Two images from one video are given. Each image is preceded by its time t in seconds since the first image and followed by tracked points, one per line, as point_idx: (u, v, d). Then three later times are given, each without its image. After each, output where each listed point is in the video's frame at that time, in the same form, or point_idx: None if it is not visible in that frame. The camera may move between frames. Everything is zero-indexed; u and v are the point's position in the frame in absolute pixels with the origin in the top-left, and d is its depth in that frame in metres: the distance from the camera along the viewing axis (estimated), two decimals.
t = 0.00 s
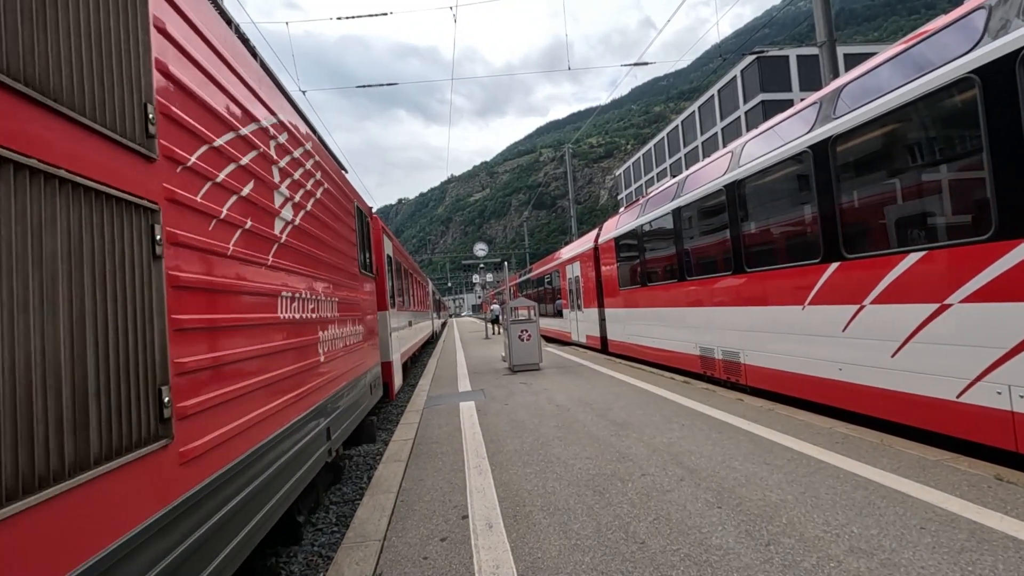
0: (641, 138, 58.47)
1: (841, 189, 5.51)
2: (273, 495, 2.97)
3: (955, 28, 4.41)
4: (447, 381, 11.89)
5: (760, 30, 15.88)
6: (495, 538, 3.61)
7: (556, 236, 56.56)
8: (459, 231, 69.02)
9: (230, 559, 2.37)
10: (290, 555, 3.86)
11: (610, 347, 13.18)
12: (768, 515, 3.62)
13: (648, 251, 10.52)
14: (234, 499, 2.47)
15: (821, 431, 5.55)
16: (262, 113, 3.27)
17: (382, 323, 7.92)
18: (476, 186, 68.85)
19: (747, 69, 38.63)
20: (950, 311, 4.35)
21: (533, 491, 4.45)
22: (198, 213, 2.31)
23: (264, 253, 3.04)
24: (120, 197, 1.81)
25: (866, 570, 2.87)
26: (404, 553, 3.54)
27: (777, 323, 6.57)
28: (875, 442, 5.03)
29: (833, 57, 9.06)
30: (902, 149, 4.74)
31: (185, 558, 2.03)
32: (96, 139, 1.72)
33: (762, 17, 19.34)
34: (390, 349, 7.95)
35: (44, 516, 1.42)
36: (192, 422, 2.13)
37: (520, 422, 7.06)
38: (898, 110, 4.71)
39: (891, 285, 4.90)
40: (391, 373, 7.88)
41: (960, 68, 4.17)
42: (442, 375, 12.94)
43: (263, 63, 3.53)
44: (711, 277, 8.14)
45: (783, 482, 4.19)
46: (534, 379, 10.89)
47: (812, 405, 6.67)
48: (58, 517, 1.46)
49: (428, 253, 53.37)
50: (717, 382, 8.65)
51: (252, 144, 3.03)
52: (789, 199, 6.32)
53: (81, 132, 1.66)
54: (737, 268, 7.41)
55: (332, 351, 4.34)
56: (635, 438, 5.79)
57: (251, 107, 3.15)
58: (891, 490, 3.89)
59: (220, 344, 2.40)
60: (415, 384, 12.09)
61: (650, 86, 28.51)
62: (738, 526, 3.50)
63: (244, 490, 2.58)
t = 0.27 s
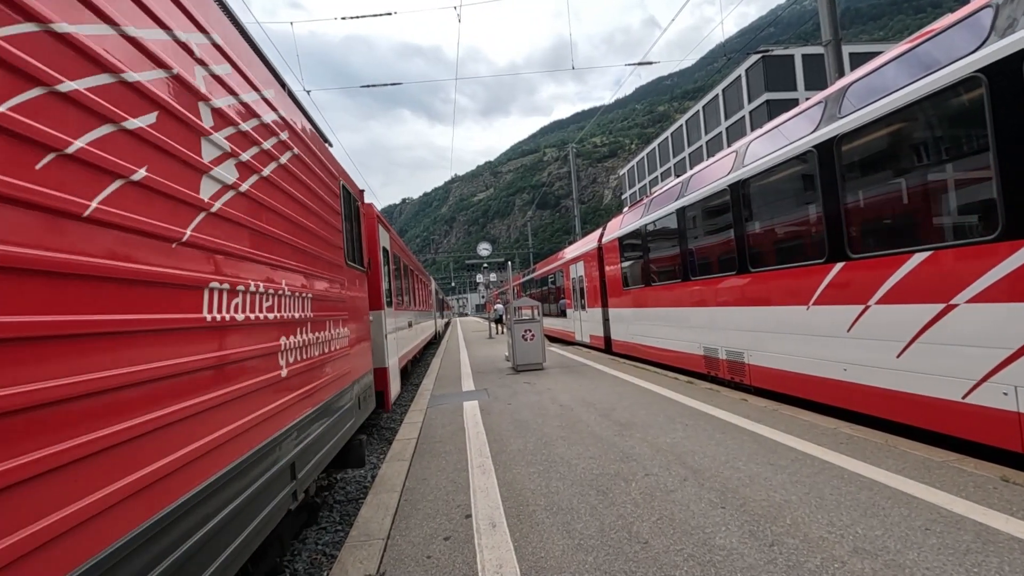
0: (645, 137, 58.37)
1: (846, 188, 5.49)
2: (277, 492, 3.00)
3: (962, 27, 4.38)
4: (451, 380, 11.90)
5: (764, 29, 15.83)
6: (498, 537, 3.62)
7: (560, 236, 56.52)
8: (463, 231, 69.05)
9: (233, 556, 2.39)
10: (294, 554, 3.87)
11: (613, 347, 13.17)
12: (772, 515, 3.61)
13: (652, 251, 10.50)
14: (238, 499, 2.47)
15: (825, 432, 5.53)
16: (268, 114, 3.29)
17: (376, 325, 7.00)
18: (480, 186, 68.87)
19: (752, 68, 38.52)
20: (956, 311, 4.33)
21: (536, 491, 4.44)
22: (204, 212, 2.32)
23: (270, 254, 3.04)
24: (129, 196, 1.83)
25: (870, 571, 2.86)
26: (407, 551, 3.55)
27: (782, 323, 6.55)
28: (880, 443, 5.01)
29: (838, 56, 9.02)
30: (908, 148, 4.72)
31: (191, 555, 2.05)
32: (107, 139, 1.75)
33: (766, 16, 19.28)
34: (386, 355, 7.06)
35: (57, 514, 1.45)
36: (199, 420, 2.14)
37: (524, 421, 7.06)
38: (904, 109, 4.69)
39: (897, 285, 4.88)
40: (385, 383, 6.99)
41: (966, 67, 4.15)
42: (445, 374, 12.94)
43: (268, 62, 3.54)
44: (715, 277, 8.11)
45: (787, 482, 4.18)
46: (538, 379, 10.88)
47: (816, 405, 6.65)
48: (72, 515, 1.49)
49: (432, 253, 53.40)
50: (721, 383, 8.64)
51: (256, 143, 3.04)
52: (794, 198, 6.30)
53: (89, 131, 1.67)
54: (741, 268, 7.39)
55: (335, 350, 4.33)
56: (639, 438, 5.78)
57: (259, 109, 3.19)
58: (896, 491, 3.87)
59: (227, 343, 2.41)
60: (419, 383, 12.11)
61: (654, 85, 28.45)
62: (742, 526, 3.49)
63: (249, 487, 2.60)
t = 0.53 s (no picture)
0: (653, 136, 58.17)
1: (856, 187, 5.45)
2: (285, 490, 3.01)
3: (974, 23, 4.34)
4: (458, 379, 11.92)
5: (774, 26, 15.72)
6: (506, 535, 3.63)
7: (567, 235, 56.46)
8: (470, 230, 69.10)
9: (237, 558, 2.40)
10: (303, 551, 3.91)
11: (621, 347, 13.14)
12: (780, 515, 3.60)
13: (660, 250, 10.47)
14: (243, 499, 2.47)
15: (834, 432, 5.49)
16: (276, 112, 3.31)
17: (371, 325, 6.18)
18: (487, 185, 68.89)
19: (761, 66, 38.29)
20: (967, 310, 4.29)
21: (544, 490, 4.45)
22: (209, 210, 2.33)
23: (277, 252, 3.06)
24: (133, 193, 1.85)
25: (880, 571, 2.85)
26: (415, 548, 3.57)
27: (790, 323, 6.51)
28: (890, 443, 4.98)
29: (848, 54, 8.94)
30: (919, 146, 4.68)
31: (194, 557, 2.05)
32: (113, 139, 1.77)
33: (776, 14, 19.16)
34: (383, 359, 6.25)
35: (56, 515, 1.46)
36: (200, 421, 2.14)
37: (531, 420, 7.06)
38: (916, 106, 4.64)
39: (907, 284, 4.84)
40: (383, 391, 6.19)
41: (979, 64, 4.11)
42: (453, 373, 12.96)
43: (278, 62, 3.57)
44: (724, 277, 8.07)
45: (796, 483, 4.16)
46: (545, 378, 10.88)
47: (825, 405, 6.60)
48: (68, 519, 1.49)
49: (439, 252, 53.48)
50: (729, 382, 8.60)
51: (263, 141, 3.06)
52: (803, 197, 6.26)
53: (94, 129, 1.69)
54: (750, 267, 7.35)
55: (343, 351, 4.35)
56: (646, 438, 5.77)
57: (266, 107, 3.20)
58: (906, 491, 3.84)
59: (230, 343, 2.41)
60: (426, 382, 12.14)
61: (662, 84, 28.35)
62: (750, 525, 3.48)
63: (254, 489, 2.59)
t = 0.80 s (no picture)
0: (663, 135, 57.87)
1: (869, 185, 5.39)
2: (291, 490, 3.01)
3: (991, 19, 4.28)
4: (467, 377, 11.94)
5: (786, 23, 15.56)
6: (514, 533, 3.63)
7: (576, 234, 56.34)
8: (479, 229, 69.15)
9: (242, 558, 2.38)
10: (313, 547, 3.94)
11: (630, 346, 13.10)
12: (791, 516, 3.57)
13: (669, 249, 10.42)
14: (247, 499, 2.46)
15: (846, 433, 5.44)
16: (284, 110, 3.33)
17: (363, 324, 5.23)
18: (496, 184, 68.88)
19: (772, 64, 37.96)
20: (983, 311, 4.23)
21: (553, 488, 4.45)
22: (213, 207, 2.32)
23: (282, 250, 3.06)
24: (137, 189, 1.84)
25: (892, 574, 2.82)
26: (424, 546, 3.58)
27: (801, 322, 6.46)
28: (903, 444, 4.92)
29: (862, 51, 8.84)
30: (934, 144, 4.62)
31: (195, 560, 2.03)
32: (119, 135, 1.77)
33: (788, 11, 18.96)
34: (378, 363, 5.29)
35: (58, 515, 1.45)
36: (201, 422, 2.12)
37: (539, 419, 7.06)
38: (931, 103, 4.58)
39: (921, 284, 4.79)
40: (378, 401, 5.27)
41: (997, 60, 4.05)
42: (462, 372, 12.99)
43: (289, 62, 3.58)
44: (734, 276, 8.02)
45: (807, 484, 4.13)
46: (553, 376, 10.87)
47: (837, 406, 6.54)
48: (68, 520, 1.47)
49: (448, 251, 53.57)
50: (739, 382, 8.54)
51: (270, 137, 3.06)
52: (815, 196, 6.21)
53: (101, 125, 1.69)
54: (761, 267, 7.30)
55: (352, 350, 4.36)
56: (656, 437, 5.75)
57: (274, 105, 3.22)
58: (920, 493, 3.80)
59: (234, 343, 2.40)
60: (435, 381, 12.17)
61: (672, 82, 28.18)
62: (761, 526, 3.46)
63: (256, 491, 2.57)
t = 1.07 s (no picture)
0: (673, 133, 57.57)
1: (883, 183, 5.33)
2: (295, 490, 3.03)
3: (1008, 15, 4.21)
4: (476, 376, 11.96)
5: (798, 19, 15.40)
6: (524, 532, 3.64)
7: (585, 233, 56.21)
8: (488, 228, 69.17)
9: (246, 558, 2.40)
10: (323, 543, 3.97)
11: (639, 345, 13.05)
12: (803, 517, 3.54)
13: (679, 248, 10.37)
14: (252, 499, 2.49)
15: (859, 434, 5.38)
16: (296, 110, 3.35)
17: (352, 326, 4.41)
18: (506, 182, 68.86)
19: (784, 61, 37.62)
20: (999, 311, 4.18)
21: (562, 487, 4.44)
22: (218, 208, 2.35)
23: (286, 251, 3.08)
24: (143, 190, 1.85)
25: None
26: (433, 544, 3.60)
27: (813, 322, 6.41)
28: (916, 446, 4.87)
29: (876, 47, 8.73)
30: (949, 142, 4.56)
31: (200, 562, 2.04)
32: (128, 137, 1.79)
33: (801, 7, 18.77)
34: (370, 374, 4.52)
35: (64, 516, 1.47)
36: (204, 422, 2.12)
37: (548, 418, 7.05)
38: (947, 101, 4.52)
39: (936, 283, 4.73)
40: (371, 416, 4.49)
41: (1013, 57, 4.00)
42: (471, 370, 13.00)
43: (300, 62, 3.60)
44: (745, 275, 7.96)
45: (819, 485, 4.09)
46: (562, 375, 10.86)
47: (849, 407, 6.48)
48: (74, 521, 1.49)
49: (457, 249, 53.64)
50: (749, 382, 8.48)
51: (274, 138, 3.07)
52: (827, 195, 6.15)
53: (109, 124, 1.71)
54: (772, 266, 7.24)
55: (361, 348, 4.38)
56: (665, 437, 5.73)
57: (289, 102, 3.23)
58: (934, 496, 3.76)
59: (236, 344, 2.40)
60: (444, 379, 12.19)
61: (683, 79, 28.00)
62: (772, 527, 3.43)
63: (259, 492, 2.57)
